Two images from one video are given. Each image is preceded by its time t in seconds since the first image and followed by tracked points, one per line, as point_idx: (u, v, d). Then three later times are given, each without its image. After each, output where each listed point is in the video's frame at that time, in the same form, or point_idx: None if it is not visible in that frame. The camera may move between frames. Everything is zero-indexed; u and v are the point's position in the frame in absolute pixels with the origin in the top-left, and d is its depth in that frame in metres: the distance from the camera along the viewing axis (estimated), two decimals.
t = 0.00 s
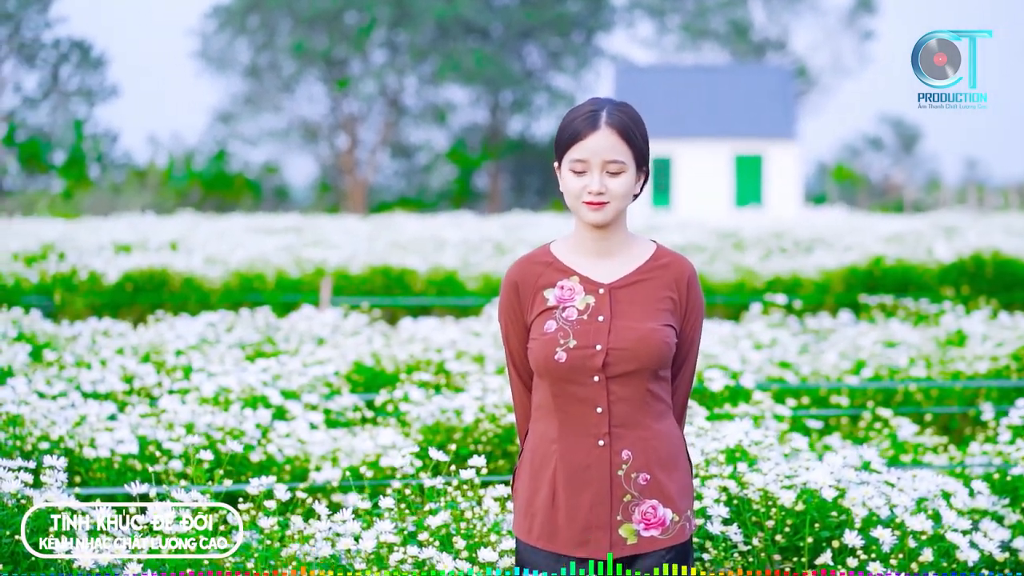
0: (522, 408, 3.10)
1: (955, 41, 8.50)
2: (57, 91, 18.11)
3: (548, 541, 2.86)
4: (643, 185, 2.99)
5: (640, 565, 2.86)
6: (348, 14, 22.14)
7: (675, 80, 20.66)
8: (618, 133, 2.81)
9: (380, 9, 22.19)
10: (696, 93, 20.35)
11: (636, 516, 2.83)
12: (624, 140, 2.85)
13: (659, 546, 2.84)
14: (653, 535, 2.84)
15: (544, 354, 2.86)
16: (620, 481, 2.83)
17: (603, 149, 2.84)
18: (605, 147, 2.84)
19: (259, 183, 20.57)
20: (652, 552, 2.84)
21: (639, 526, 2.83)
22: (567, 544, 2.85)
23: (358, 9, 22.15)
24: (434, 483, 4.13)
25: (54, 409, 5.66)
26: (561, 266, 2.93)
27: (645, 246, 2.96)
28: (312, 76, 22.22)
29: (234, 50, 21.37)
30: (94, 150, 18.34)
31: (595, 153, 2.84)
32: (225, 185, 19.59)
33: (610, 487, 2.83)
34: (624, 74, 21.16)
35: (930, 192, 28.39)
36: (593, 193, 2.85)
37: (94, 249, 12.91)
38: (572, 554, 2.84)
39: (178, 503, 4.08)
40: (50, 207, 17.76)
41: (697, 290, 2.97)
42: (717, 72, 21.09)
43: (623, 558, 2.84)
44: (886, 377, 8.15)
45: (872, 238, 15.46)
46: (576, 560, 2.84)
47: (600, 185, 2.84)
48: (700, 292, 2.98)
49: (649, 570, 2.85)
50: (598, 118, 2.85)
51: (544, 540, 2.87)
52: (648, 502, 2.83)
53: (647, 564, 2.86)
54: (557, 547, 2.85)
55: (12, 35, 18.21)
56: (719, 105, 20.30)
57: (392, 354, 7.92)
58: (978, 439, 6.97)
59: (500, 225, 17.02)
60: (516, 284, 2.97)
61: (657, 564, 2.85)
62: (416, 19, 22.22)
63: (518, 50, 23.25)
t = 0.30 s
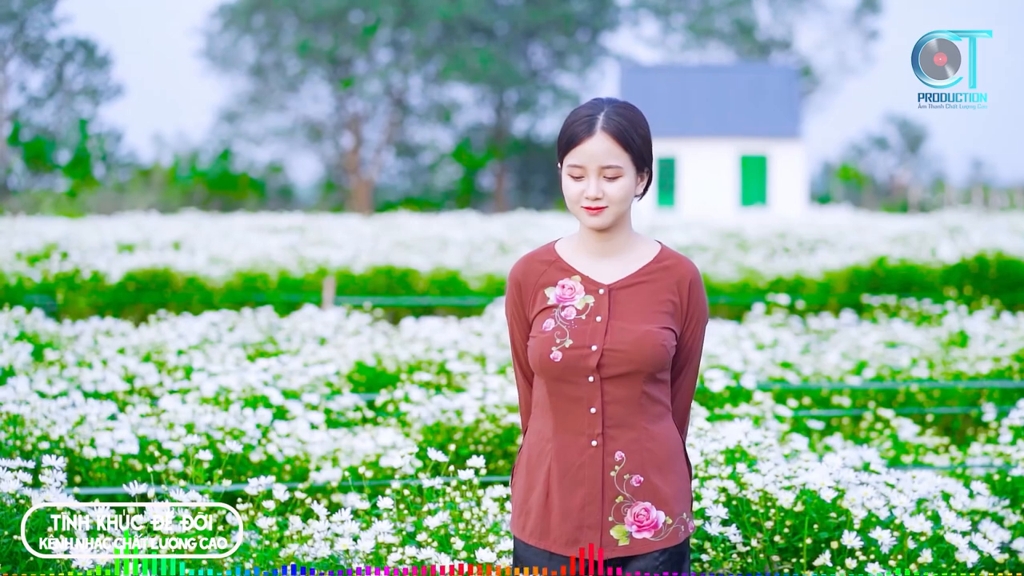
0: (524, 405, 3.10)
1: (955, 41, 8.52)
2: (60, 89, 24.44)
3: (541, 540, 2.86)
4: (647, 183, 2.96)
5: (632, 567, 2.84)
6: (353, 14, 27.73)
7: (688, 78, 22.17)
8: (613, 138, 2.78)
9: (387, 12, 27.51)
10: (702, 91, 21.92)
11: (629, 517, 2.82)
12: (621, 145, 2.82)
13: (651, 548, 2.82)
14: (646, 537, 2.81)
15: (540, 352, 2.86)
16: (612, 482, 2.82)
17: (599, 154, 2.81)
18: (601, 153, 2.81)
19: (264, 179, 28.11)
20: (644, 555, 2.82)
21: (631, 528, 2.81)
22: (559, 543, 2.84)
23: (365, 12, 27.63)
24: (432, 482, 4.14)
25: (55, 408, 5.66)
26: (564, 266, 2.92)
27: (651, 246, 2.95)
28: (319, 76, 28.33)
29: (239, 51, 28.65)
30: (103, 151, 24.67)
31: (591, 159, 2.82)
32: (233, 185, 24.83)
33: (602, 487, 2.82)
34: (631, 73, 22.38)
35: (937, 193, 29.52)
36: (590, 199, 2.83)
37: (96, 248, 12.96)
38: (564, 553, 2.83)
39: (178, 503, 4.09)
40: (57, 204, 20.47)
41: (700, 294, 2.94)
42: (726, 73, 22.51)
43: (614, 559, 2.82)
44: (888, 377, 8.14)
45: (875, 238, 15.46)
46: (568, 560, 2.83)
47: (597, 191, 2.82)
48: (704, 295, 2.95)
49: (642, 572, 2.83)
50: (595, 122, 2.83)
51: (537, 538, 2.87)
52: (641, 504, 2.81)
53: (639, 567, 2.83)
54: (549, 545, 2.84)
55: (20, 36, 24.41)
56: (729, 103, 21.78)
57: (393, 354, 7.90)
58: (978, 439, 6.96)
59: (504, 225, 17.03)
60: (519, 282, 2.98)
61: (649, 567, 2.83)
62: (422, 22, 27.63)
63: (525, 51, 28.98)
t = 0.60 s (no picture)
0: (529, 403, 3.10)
1: (955, 41, 8.52)
2: (66, 90, 25.46)
3: (532, 536, 2.85)
4: (648, 182, 2.91)
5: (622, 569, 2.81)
6: (356, 13, 27.78)
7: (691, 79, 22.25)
8: (604, 142, 2.74)
9: (389, 11, 27.57)
10: (706, 91, 22.00)
11: (619, 518, 2.79)
12: (612, 147, 2.77)
13: (641, 551, 2.79)
14: (636, 539, 2.79)
15: (536, 350, 2.86)
16: (602, 482, 2.80)
17: (591, 157, 2.77)
18: (593, 156, 2.77)
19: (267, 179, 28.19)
20: (633, 557, 2.79)
21: (621, 529, 2.79)
22: (548, 541, 2.83)
23: (367, 11, 27.66)
24: (429, 482, 4.14)
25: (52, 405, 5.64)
26: (564, 265, 2.92)
27: (652, 248, 2.91)
28: (321, 75, 28.30)
29: (242, 50, 28.69)
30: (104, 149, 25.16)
31: (583, 162, 2.78)
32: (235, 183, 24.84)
33: (590, 487, 2.80)
34: (633, 73, 22.41)
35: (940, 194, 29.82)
36: (584, 202, 2.80)
37: (98, 246, 12.98)
38: (552, 552, 2.82)
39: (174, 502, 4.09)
40: (57, 204, 20.73)
41: (701, 296, 2.89)
42: (729, 72, 22.56)
43: (602, 560, 2.80)
44: (888, 377, 8.13)
45: (876, 237, 15.44)
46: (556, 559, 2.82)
47: (590, 195, 2.79)
48: (706, 297, 2.91)
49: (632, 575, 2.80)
50: (587, 125, 2.79)
51: (528, 535, 2.86)
52: (630, 505, 2.79)
53: (629, 569, 2.80)
54: (539, 542, 2.84)
55: (21, 34, 25.05)
56: (733, 103, 21.84)
57: (393, 354, 7.89)
58: (978, 439, 6.95)
59: (505, 224, 17.05)
60: (522, 280, 2.98)
61: (639, 570, 2.80)
62: (425, 21, 27.66)
63: (527, 51, 28.99)
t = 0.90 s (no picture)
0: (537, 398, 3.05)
1: (956, 41, 8.51)
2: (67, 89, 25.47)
3: (524, 532, 2.83)
4: (645, 183, 2.81)
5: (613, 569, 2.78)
6: (357, 13, 27.82)
7: (692, 78, 22.27)
8: (591, 145, 2.66)
9: (391, 11, 27.59)
10: (707, 90, 22.00)
11: (606, 520, 2.75)
12: (601, 149, 2.69)
13: (629, 553, 2.74)
14: (623, 541, 2.75)
15: (531, 349, 2.83)
16: (590, 484, 2.76)
17: (580, 161, 2.70)
18: (580, 160, 2.70)
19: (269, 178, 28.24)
20: (622, 560, 2.75)
21: (609, 531, 2.75)
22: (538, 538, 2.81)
23: (368, 10, 27.69)
24: (423, 482, 4.16)
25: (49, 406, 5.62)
26: (567, 262, 2.86)
27: (652, 248, 2.82)
28: (322, 75, 28.32)
29: (243, 50, 28.76)
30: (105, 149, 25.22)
31: (573, 166, 2.71)
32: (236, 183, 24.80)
33: (579, 489, 2.76)
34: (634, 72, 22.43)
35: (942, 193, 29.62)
36: (577, 206, 2.73)
37: (97, 246, 12.99)
38: (541, 549, 2.79)
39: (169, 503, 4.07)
40: (58, 203, 20.76)
41: (703, 297, 2.77)
42: (731, 72, 22.57)
43: (589, 560, 2.76)
44: (886, 377, 8.13)
45: (877, 237, 15.44)
46: (547, 559, 2.79)
47: (582, 198, 2.72)
48: (710, 300, 2.78)
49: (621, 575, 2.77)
50: (575, 128, 2.71)
51: (521, 531, 2.85)
52: (619, 508, 2.74)
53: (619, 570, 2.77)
54: (530, 540, 2.82)
55: (23, 33, 25.07)
56: (734, 103, 21.83)
57: (391, 353, 7.88)
58: (976, 439, 6.94)
59: (506, 223, 17.06)
60: (527, 276, 2.94)
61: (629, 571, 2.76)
62: (426, 20, 27.70)
63: (528, 50, 28.94)
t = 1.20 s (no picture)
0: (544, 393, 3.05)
1: (956, 41, 8.50)
2: (74, 89, 25.50)
3: (520, 527, 2.84)
4: (645, 183, 2.80)
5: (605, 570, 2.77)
6: (364, 12, 27.87)
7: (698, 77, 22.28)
8: (583, 149, 2.65)
9: (397, 10, 27.64)
10: (713, 88, 22.02)
11: (599, 521, 2.74)
12: (595, 153, 2.68)
13: (622, 555, 2.73)
14: (616, 542, 2.73)
15: (531, 347, 2.83)
16: (584, 484, 2.75)
17: (573, 164, 2.70)
18: (574, 163, 2.69)
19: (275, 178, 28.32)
20: (614, 561, 2.74)
21: (602, 532, 2.74)
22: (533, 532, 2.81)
23: (375, 10, 27.75)
24: (422, 483, 4.16)
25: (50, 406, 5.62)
26: (571, 260, 2.86)
27: (655, 248, 2.80)
28: (328, 74, 28.36)
29: (249, 50, 28.76)
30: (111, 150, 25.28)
31: (568, 169, 2.71)
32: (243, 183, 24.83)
33: (573, 488, 2.75)
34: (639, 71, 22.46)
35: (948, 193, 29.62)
36: (575, 209, 2.73)
37: (101, 246, 13.00)
38: (534, 545, 2.80)
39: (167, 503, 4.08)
40: (64, 204, 20.80)
41: (705, 300, 2.73)
42: (736, 71, 22.58)
43: (581, 559, 2.75)
44: (888, 377, 8.13)
45: (882, 236, 15.46)
46: (540, 555, 2.79)
47: (579, 201, 2.71)
48: (714, 304, 2.74)
49: None
50: (569, 132, 2.71)
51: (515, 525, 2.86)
52: (612, 509, 2.74)
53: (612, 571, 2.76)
54: (525, 535, 2.82)
55: (29, 33, 25.11)
56: (738, 103, 21.86)
57: (393, 353, 7.88)
58: (978, 439, 6.95)
59: (511, 223, 17.09)
60: (533, 272, 2.94)
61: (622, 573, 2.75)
62: (432, 20, 27.74)
63: (534, 49, 28.94)
